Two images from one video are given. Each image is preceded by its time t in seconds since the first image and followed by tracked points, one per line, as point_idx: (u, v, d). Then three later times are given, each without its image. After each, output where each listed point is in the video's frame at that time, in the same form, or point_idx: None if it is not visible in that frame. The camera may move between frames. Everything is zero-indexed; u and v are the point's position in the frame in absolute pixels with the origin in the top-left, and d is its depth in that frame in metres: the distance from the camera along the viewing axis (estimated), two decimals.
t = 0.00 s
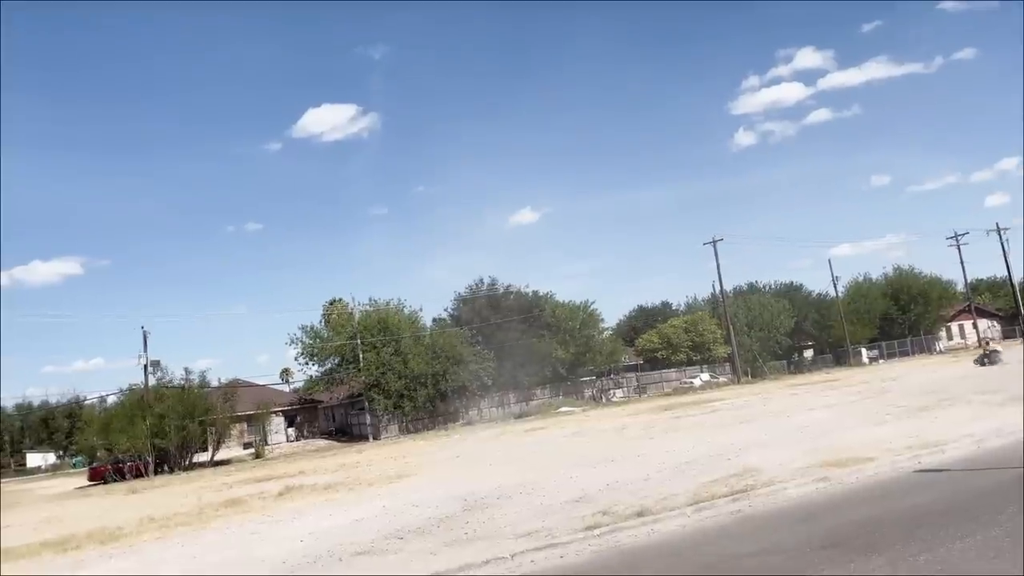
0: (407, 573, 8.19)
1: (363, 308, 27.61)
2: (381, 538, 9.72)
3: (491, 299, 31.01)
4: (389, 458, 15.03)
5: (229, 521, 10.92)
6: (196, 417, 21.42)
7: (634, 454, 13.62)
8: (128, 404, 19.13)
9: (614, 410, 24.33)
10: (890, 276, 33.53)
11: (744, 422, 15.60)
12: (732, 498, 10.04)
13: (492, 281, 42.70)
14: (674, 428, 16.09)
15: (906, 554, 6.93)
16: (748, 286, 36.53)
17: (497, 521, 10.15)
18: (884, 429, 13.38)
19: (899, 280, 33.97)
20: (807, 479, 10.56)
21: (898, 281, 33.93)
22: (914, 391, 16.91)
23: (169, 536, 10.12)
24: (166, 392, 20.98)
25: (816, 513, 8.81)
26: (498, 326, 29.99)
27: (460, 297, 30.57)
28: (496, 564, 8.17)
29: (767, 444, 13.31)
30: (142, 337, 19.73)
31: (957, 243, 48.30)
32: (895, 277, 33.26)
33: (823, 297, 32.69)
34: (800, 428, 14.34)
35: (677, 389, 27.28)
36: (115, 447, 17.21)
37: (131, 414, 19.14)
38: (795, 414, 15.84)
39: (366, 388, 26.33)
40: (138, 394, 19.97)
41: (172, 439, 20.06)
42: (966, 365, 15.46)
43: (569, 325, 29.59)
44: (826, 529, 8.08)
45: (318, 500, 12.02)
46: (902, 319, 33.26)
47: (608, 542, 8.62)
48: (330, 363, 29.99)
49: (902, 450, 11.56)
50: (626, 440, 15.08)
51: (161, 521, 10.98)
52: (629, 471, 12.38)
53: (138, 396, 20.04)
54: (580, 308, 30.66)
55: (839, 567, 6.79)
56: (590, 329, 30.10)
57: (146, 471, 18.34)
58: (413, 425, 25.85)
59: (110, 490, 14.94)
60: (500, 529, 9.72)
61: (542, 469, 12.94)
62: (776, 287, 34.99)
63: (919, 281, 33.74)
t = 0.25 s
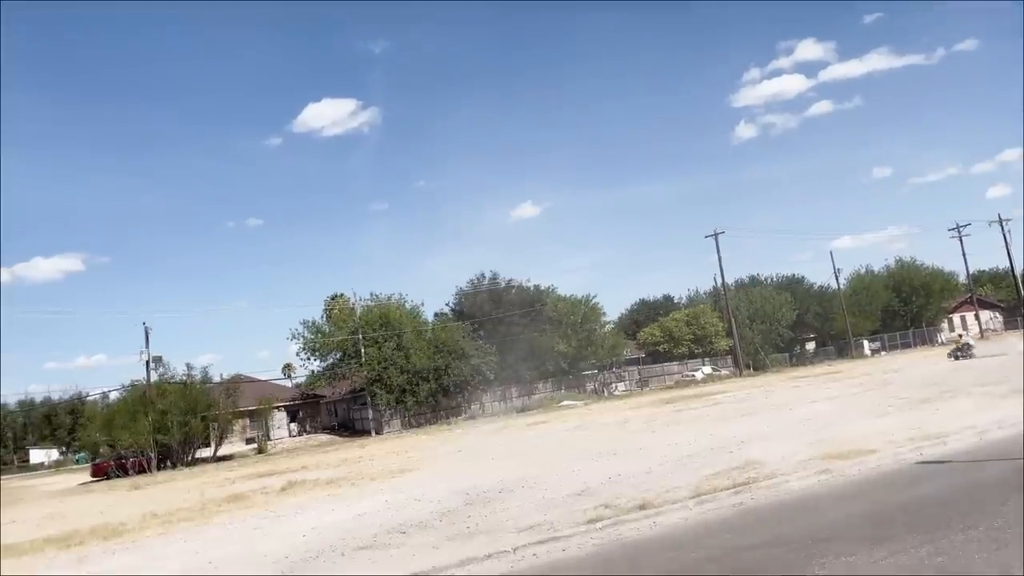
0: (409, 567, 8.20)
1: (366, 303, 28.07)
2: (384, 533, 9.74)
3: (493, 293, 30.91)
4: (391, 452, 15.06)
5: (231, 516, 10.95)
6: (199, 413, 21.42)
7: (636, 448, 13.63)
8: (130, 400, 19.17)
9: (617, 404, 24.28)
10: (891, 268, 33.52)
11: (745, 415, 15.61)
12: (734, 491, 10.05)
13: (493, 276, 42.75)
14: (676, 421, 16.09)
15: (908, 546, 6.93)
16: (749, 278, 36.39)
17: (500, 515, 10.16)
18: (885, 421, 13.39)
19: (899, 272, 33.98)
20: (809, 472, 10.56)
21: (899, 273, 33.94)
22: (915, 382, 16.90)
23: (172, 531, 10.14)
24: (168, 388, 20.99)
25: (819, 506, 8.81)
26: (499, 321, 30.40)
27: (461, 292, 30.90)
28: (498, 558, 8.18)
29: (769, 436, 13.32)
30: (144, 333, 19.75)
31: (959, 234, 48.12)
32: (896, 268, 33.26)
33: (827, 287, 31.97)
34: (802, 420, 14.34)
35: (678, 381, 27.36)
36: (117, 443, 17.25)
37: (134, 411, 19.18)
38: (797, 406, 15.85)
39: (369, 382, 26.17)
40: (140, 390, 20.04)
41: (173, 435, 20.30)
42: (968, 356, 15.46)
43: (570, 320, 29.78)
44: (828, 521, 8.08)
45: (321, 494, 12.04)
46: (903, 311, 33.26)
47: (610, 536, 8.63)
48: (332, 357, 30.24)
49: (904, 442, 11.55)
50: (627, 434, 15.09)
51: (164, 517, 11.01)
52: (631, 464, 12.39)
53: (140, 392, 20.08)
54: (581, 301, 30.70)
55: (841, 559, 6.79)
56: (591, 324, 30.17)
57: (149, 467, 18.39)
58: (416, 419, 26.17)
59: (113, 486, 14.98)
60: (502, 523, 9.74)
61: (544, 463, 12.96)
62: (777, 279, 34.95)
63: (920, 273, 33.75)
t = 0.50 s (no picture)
0: (411, 562, 8.20)
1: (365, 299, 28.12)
2: (385, 527, 9.75)
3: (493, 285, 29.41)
4: (392, 447, 15.08)
5: (233, 512, 10.97)
6: (200, 408, 21.33)
7: (636, 441, 13.64)
8: (131, 396, 19.15)
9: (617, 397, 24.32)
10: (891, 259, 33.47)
11: (746, 407, 15.63)
12: (735, 483, 10.06)
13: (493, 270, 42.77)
14: (676, 414, 16.12)
15: (909, 537, 6.94)
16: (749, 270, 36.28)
17: (501, 509, 10.17)
18: (885, 412, 13.40)
19: (899, 263, 33.95)
20: (810, 463, 10.57)
21: (899, 264, 33.91)
22: (915, 373, 16.92)
23: (173, 527, 10.15)
24: (168, 384, 20.92)
25: (819, 497, 8.82)
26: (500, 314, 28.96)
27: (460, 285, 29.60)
28: (499, 552, 8.19)
29: (770, 428, 13.33)
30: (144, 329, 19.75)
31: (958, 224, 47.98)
32: (895, 259, 33.24)
33: (826, 281, 32.57)
34: (803, 412, 14.35)
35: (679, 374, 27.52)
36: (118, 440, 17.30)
37: (134, 407, 19.18)
38: (797, 398, 15.87)
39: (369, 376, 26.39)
40: (140, 386, 19.97)
41: (175, 431, 20.20)
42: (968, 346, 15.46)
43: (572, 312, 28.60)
44: (829, 513, 8.08)
45: (322, 489, 12.06)
46: (903, 301, 33.25)
47: (611, 529, 8.63)
48: (332, 353, 30.33)
49: (904, 433, 11.56)
50: (628, 426, 15.12)
51: (165, 513, 11.02)
52: (631, 457, 12.40)
53: (140, 388, 20.05)
54: (581, 295, 30.36)
55: (842, 551, 6.79)
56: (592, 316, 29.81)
57: (150, 464, 18.43)
58: (417, 413, 26.34)
59: (114, 482, 15.00)
60: (503, 517, 9.74)
61: (544, 456, 12.97)
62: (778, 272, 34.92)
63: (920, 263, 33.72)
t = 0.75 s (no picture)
0: (412, 555, 8.23)
1: (363, 293, 28.05)
2: (386, 521, 9.77)
3: (490, 280, 30.67)
4: (392, 441, 15.12)
5: (233, 507, 10.99)
6: (199, 405, 21.11)
7: (636, 433, 13.67)
8: (130, 393, 19.11)
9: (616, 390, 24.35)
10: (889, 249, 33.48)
11: (745, 398, 15.68)
12: (735, 474, 10.09)
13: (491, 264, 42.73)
14: (675, 406, 16.14)
15: (908, 527, 6.97)
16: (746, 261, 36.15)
17: (501, 502, 10.20)
18: (884, 402, 13.43)
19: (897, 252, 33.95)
20: (809, 454, 10.60)
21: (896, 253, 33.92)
22: (914, 363, 16.93)
23: (174, 523, 10.17)
24: (167, 379, 20.83)
25: (818, 488, 8.85)
26: (497, 309, 30.08)
27: (459, 280, 30.62)
28: (500, 545, 8.21)
29: (768, 419, 13.37)
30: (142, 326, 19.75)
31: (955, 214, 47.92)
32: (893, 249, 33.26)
33: (824, 272, 32.14)
34: (801, 402, 14.40)
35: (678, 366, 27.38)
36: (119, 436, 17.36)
37: (134, 404, 19.16)
38: (796, 389, 15.91)
39: (369, 372, 26.41)
40: (140, 383, 19.93)
41: (175, 428, 20.15)
42: (966, 336, 15.50)
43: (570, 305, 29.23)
44: (827, 504, 8.11)
45: (322, 484, 12.08)
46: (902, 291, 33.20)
47: (611, 521, 8.66)
48: (331, 348, 30.26)
49: (903, 423, 11.59)
50: (627, 419, 15.16)
51: (166, 509, 11.05)
52: (631, 449, 12.44)
53: (140, 385, 20.04)
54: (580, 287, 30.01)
55: (842, 540, 6.82)
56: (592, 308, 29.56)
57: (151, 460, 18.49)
58: (416, 408, 26.19)
59: (114, 478, 15.03)
60: (504, 510, 9.77)
61: (544, 449, 13.01)
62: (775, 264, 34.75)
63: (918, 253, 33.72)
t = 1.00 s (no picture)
0: (412, 549, 8.26)
1: (361, 288, 29.98)
2: (386, 515, 9.80)
3: (488, 274, 29.94)
4: (391, 435, 15.13)
5: (233, 502, 11.01)
6: (198, 401, 21.40)
7: (635, 425, 13.69)
8: (129, 389, 18.86)
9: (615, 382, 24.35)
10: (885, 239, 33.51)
11: (743, 389, 15.72)
12: (733, 465, 10.13)
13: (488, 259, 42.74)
14: (673, 397, 16.17)
15: (906, 516, 7.00)
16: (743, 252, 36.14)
17: (501, 495, 10.22)
18: (882, 392, 13.47)
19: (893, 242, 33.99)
20: (807, 444, 10.63)
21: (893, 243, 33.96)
22: (911, 353, 16.94)
23: (174, 519, 10.18)
24: (166, 376, 20.89)
25: (817, 478, 8.88)
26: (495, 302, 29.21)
27: (456, 274, 30.22)
28: (500, 538, 8.24)
29: (767, 410, 13.41)
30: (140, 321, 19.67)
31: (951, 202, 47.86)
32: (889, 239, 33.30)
33: (822, 262, 32.54)
34: (799, 393, 14.44)
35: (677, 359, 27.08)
36: (118, 432, 17.36)
37: (132, 400, 18.82)
38: (794, 379, 15.95)
39: (367, 366, 27.34)
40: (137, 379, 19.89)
41: (175, 424, 20.14)
42: (963, 325, 15.53)
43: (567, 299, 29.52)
44: (825, 493, 8.15)
45: (322, 479, 12.09)
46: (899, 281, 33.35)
47: (610, 513, 8.69)
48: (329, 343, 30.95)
49: (901, 413, 11.63)
50: (625, 411, 15.19)
51: (166, 505, 11.05)
52: (630, 441, 12.47)
53: (138, 380, 19.89)
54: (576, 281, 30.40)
55: (841, 530, 6.85)
56: (588, 301, 30.06)
57: (150, 457, 18.45)
58: (415, 402, 25.31)
59: (114, 475, 15.03)
60: (503, 503, 9.80)
61: (543, 442, 13.04)
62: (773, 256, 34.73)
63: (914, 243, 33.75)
